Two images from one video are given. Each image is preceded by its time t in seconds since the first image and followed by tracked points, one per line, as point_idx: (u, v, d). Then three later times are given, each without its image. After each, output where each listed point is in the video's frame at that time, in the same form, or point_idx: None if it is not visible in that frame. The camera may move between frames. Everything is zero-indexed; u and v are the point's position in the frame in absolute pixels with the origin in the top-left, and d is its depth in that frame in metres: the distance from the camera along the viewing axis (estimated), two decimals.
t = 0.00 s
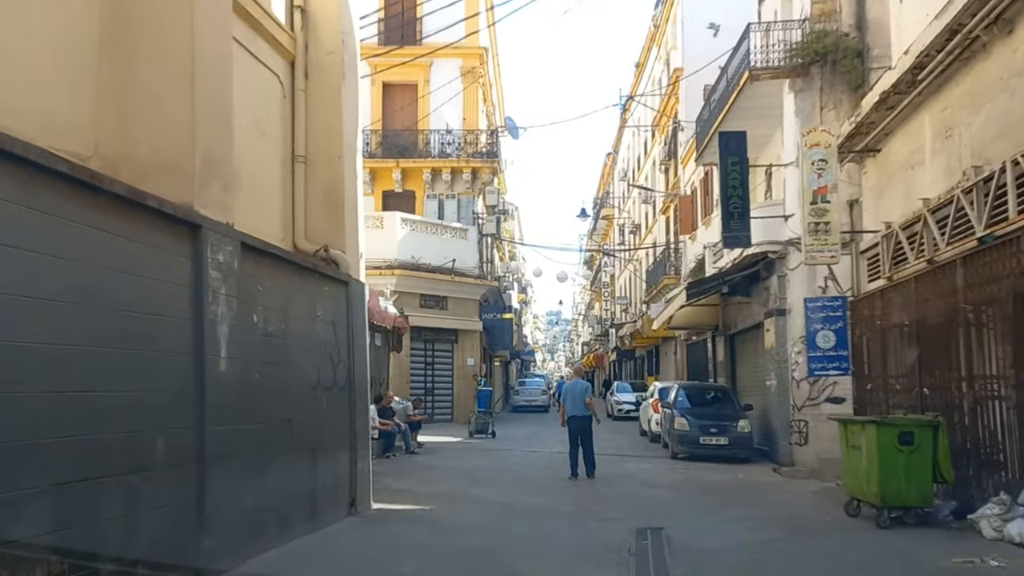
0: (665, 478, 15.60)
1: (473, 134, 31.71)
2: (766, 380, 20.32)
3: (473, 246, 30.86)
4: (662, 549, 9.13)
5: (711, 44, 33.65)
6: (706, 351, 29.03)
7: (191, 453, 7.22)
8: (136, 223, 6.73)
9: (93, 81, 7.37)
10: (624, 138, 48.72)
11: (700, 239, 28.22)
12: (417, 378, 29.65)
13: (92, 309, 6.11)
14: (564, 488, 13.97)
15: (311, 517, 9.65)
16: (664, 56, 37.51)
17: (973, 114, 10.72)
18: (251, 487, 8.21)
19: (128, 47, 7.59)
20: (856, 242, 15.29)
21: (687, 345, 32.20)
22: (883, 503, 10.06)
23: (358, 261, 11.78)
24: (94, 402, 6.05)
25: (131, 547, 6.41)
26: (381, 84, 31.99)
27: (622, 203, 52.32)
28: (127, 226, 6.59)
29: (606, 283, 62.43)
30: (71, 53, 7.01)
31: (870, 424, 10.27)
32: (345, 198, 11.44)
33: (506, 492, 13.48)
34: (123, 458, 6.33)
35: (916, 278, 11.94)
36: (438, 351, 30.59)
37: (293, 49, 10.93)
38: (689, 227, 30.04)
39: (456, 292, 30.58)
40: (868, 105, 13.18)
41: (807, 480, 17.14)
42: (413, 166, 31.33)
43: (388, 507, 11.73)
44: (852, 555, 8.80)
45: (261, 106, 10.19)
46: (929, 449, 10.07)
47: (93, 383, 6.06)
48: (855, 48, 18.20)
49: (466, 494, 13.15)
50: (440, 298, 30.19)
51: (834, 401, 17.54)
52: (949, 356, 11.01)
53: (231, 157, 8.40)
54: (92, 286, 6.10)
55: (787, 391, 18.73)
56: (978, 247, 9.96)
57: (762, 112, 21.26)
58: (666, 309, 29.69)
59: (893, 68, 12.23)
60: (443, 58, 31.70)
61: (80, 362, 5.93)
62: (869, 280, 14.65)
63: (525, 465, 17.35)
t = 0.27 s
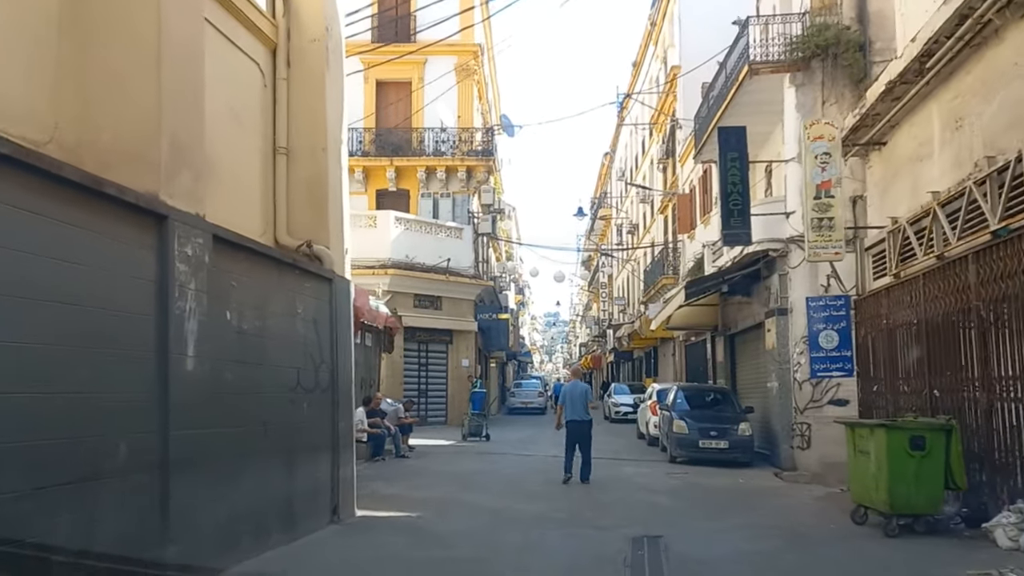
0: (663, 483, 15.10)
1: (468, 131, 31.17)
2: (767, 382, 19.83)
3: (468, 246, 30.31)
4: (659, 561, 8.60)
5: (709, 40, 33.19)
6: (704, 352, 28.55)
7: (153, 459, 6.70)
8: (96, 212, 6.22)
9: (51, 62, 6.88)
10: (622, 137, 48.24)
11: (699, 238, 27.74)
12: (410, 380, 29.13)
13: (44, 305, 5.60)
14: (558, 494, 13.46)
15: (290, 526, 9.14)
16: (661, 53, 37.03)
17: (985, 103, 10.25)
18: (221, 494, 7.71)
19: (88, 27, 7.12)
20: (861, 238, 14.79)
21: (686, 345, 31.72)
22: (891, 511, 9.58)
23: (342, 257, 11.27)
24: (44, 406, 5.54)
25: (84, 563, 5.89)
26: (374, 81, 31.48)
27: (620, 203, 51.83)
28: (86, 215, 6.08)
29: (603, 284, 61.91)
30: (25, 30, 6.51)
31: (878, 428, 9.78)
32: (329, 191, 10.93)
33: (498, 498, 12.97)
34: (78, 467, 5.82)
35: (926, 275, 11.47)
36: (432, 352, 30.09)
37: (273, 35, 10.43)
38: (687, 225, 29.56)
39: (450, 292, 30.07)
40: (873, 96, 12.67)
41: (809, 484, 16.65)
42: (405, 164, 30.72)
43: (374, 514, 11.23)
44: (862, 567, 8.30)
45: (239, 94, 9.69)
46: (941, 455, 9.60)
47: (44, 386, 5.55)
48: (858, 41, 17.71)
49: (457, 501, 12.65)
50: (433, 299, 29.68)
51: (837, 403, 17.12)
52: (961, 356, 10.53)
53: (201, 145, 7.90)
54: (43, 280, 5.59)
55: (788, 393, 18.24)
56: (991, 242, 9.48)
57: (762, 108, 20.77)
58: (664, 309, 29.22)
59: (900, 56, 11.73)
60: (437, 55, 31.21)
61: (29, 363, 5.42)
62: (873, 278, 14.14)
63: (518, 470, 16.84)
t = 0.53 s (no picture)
0: (661, 487, 14.62)
1: (463, 129, 30.74)
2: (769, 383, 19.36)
3: (464, 244, 29.78)
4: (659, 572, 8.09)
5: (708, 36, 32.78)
6: (704, 351, 28.10)
7: (112, 465, 6.20)
8: (51, 196, 5.72)
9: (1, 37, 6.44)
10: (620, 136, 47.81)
11: (698, 237, 27.29)
12: (404, 381, 28.65)
13: None
14: (552, 499, 12.95)
15: (268, 535, 8.64)
16: (659, 50, 36.61)
17: (998, 89, 9.80)
18: (190, 501, 7.21)
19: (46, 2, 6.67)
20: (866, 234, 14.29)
21: (685, 346, 31.27)
22: (901, 518, 9.11)
23: (327, 252, 10.77)
24: None
25: None
26: (369, 77, 30.94)
27: (618, 203, 51.42)
28: (40, 201, 5.59)
29: (601, 285, 61.47)
30: None
31: (890, 430, 9.32)
32: (314, 183, 10.43)
33: (490, 503, 12.48)
34: (25, 475, 5.33)
35: (937, 271, 11.00)
36: (426, 352, 29.60)
37: (254, 20, 9.96)
38: (686, 224, 29.13)
39: (445, 292, 29.58)
40: (880, 86, 12.22)
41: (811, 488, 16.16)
42: (400, 161, 30.28)
43: (359, 521, 10.73)
44: None
45: (217, 79, 9.21)
46: (954, 459, 9.13)
47: None
48: (860, 33, 17.22)
49: (448, 506, 12.16)
50: (428, 298, 29.20)
51: (840, 404, 16.64)
52: (974, 355, 10.07)
53: (170, 129, 7.41)
54: None
55: (789, 394, 17.79)
56: (1008, 234, 9.02)
57: (763, 103, 20.31)
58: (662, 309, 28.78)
59: (910, 42, 11.30)
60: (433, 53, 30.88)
61: None
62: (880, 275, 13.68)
63: (512, 473, 16.34)
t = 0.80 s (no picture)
0: (658, 492, 14.11)
1: (458, 126, 30.24)
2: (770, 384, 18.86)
3: (459, 243, 29.27)
4: None
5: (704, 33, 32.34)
6: (703, 352, 27.63)
7: (64, 472, 5.66)
8: None
9: None
10: (617, 135, 47.35)
11: (696, 237, 26.81)
12: (398, 382, 28.15)
13: None
14: (545, 505, 12.40)
15: (241, 545, 8.12)
16: (654, 48, 36.14)
17: (1007, 78, 9.30)
18: (152, 511, 6.70)
19: None
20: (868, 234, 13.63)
21: (683, 346, 30.80)
22: (915, 528, 8.60)
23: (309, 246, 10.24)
24: None
25: None
26: (362, 75, 30.46)
27: (615, 203, 50.97)
28: None
29: (598, 286, 61.03)
30: None
31: (901, 435, 8.82)
32: (295, 174, 9.89)
33: (481, 510, 11.98)
34: None
35: (946, 268, 10.49)
36: (420, 353, 29.10)
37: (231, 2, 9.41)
38: (683, 223, 28.64)
39: (440, 291, 29.09)
40: (880, 78, 11.63)
41: (815, 493, 15.61)
42: (394, 160, 29.79)
43: (341, 529, 10.23)
44: None
45: (192, 63, 8.68)
46: (970, 464, 8.63)
47: None
48: (858, 29, 16.60)
49: (436, 513, 11.65)
50: (423, 298, 28.71)
51: (845, 406, 16.21)
52: (988, 355, 9.57)
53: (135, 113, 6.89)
54: None
55: (789, 395, 17.28)
56: None
57: (762, 100, 19.81)
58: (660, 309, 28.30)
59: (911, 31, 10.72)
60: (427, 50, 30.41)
61: None
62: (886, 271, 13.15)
63: (505, 478, 15.81)
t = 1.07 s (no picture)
0: (656, 497, 13.61)
1: (451, 124, 29.72)
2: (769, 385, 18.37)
3: (452, 242, 28.71)
4: None
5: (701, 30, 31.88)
6: (700, 352, 27.13)
7: (5, 483, 5.15)
8: None
9: None
10: (613, 134, 46.86)
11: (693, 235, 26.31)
12: (391, 383, 27.63)
13: None
14: (538, 512, 11.89)
15: (210, 557, 7.61)
16: (651, 45, 35.66)
17: None
18: (108, 521, 6.19)
19: None
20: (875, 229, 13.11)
21: (680, 346, 30.32)
22: (931, 536, 8.10)
23: (285, 240, 9.75)
24: None
25: None
26: (353, 71, 29.93)
27: (611, 203, 50.48)
28: None
29: (594, 287, 60.54)
30: None
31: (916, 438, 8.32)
32: (270, 163, 9.40)
33: (471, 517, 11.47)
34: None
35: (955, 263, 10.00)
36: (413, 354, 28.58)
37: None
38: (680, 222, 28.15)
39: (433, 292, 28.56)
40: (888, 64, 11.17)
41: (818, 497, 15.09)
42: (386, 158, 29.28)
43: (321, 537, 9.73)
44: None
45: (159, 43, 8.18)
46: (989, 471, 8.15)
47: None
48: (863, 19, 16.10)
49: (424, 520, 11.13)
50: (415, 298, 28.18)
51: (846, 409, 15.65)
52: (1002, 352, 9.09)
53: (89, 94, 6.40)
54: None
55: (789, 397, 16.70)
56: None
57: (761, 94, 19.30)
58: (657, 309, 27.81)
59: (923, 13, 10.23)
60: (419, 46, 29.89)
61: None
62: (890, 270, 12.61)
63: (497, 483, 15.27)
